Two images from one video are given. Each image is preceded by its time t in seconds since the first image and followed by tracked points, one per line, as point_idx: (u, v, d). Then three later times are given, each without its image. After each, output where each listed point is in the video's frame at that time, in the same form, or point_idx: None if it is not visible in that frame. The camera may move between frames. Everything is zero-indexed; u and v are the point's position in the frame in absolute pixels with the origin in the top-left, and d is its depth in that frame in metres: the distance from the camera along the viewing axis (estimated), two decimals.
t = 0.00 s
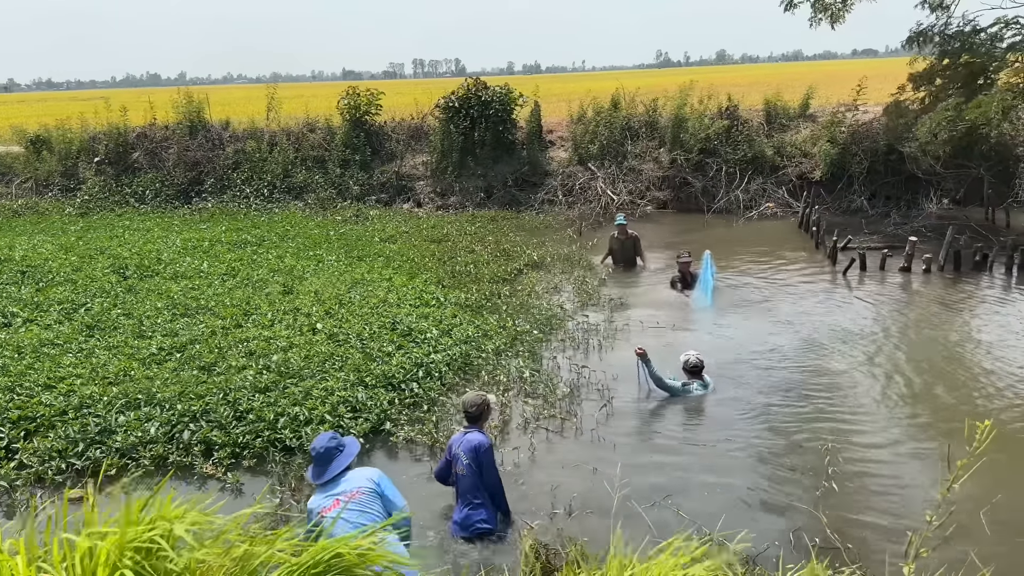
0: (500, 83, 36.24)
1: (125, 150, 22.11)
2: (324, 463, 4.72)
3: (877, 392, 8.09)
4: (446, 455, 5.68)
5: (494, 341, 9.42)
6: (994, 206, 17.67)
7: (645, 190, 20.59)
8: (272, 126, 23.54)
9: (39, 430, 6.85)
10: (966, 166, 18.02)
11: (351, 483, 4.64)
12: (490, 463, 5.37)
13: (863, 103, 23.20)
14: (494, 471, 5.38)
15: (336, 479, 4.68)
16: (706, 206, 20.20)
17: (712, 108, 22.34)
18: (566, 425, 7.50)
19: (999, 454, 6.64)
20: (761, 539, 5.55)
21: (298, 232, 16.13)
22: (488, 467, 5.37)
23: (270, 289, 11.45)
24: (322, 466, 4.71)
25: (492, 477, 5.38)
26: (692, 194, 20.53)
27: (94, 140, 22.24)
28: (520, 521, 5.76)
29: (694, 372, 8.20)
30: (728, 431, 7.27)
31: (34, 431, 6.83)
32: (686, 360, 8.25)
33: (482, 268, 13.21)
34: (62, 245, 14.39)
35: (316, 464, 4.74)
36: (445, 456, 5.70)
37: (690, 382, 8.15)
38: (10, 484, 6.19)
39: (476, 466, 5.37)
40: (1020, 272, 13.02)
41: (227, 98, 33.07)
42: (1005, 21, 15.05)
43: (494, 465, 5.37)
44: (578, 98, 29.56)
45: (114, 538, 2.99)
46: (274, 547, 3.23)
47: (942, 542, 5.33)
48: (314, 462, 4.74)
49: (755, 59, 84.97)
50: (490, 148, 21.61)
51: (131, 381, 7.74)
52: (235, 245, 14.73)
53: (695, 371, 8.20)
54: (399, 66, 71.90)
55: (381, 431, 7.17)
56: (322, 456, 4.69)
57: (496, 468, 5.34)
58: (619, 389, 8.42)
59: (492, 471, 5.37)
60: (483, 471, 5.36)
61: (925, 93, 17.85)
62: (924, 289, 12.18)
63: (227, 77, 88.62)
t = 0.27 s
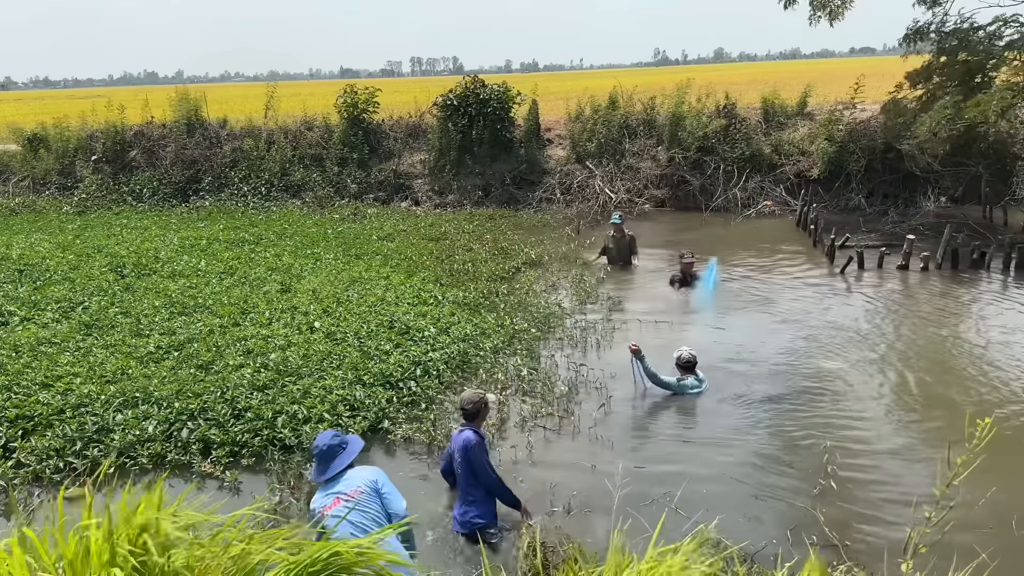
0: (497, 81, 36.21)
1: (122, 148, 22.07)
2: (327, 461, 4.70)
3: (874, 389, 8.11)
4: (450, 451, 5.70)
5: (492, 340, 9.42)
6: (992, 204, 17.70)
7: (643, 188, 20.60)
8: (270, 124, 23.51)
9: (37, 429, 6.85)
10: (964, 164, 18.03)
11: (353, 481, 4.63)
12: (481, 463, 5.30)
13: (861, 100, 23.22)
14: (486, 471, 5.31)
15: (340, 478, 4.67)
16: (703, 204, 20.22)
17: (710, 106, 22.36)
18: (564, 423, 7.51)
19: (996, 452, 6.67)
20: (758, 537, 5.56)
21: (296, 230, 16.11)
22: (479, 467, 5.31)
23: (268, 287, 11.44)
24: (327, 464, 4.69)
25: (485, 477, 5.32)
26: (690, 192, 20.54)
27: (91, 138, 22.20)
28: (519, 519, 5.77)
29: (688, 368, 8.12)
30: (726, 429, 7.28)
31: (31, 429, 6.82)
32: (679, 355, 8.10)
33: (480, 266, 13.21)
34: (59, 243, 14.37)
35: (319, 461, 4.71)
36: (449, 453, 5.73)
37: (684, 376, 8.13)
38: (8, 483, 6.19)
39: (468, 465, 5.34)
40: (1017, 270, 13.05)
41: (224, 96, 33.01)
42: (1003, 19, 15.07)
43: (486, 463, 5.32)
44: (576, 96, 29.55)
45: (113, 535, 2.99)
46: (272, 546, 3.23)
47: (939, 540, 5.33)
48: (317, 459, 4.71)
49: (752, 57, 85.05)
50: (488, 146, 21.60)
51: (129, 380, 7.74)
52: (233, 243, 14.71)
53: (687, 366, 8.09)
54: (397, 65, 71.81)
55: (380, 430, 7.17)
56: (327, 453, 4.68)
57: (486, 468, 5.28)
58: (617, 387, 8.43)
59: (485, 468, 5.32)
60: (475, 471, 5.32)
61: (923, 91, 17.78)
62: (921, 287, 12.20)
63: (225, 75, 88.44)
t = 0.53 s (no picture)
0: (496, 80, 36.20)
1: (121, 146, 22.04)
2: (329, 456, 4.68)
3: (872, 388, 8.12)
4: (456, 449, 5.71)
5: (491, 339, 9.42)
6: (991, 203, 17.73)
7: (642, 187, 20.60)
8: (268, 123, 23.48)
9: (36, 428, 6.84)
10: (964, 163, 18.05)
11: (359, 479, 4.62)
12: (470, 464, 5.28)
13: (859, 100, 23.24)
14: (477, 472, 5.28)
15: (345, 475, 4.67)
16: (702, 203, 20.22)
17: (709, 106, 22.36)
18: (563, 422, 7.51)
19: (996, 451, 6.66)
20: (757, 536, 5.56)
21: (295, 229, 16.10)
22: (468, 468, 5.29)
23: (266, 286, 11.43)
24: (329, 459, 4.67)
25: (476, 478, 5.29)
26: (689, 191, 20.54)
27: (90, 137, 22.17)
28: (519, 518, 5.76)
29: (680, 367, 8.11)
30: (725, 428, 7.28)
31: (31, 428, 6.81)
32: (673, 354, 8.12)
33: (479, 265, 13.20)
34: (58, 242, 14.34)
35: (323, 455, 4.69)
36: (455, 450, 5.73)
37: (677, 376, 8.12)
38: (7, 482, 6.17)
39: (461, 465, 5.34)
40: (1016, 270, 13.06)
41: (223, 95, 32.97)
42: (1003, 19, 15.10)
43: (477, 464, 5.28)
44: (575, 95, 29.55)
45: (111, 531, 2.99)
46: (272, 545, 3.22)
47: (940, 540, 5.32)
48: (321, 452, 4.69)
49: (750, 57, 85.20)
50: (487, 145, 21.59)
51: (127, 379, 7.73)
52: (232, 242, 14.70)
53: (680, 365, 8.08)
54: (396, 63, 71.75)
55: (379, 428, 7.17)
56: (332, 448, 4.67)
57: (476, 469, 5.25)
58: (615, 386, 8.43)
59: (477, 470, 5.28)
60: (467, 472, 5.31)
61: (922, 90, 17.76)
62: (920, 287, 12.21)
63: (223, 74, 88.30)
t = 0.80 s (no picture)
0: (496, 79, 36.20)
1: (121, 145, 22.04)
2: (331, 454, 4.69)
3: (872, 389, 8.13)
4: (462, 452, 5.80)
5: (491, 338, 9.43)
6: (991, 204, 17.73)
7: (642, 187, 20.60)
8: (268, 122, 23.47)
9: (36, 427, 6.84)
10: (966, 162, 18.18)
11: (363, 479, 4.64)
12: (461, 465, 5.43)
13: (859, 99, 23.24)
14: (468, 472, 5.40)
15: (349, 473, 4.70)
16: (702, 203, 20.23)
17: (709, 105, 22.37)
18: (562, 421, 7.51)
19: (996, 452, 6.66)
20: (757, 536, 5.57)
21: (295, 228, 16.11)
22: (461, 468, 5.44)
23: (266, 285, 11.44)
24: (332, 456, 4.68)
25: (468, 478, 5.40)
26: (689, 191, 20.55)
27: (90, 136, 22.17)
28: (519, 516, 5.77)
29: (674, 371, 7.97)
30: (725, 428, 7.28)
31: (30, 427, 6.81)
32: (666, 357, 7.98)
33: (479, 265, 13.21)
34: (58, 241, 14.35)
35: (326, 451, 4.69)
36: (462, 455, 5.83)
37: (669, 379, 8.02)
38: (7, 481, 6.17)
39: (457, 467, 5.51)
40: (1016, 270, 13.07)
41: (223, 94, 32.96)
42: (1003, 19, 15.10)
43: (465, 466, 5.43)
44: (575, 95, 29.56)
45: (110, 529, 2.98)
46: (272, 544, 3.22)
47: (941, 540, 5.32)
48: (325, 448, 4.69)
49: (750, 57, 85.18)
50: (487, 144, 21.59)
51: (128, 378, 7.73)
52: (232, 241, 14.71)
53: (674, 369, 7.95)
54: (396, 63, 71.77)
55: (379, 428, 7.17)
56: (336, 446, 4.67)
57: (466, 469, 5.40)
58: (615, 386, 8.43)
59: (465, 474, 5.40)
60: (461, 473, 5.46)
61: (922, 90, 17.76)
62: (920, 287, 12.21)
63: (223, 74, 88.29)
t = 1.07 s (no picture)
0: (497, 79, 36.20)
1: (121, 145, 22.05)
2: (329, 454, 4.64)
3: (873, 389, 8.13)
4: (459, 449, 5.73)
5: (492, 338, 9.43)
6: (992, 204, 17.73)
7: (643, 187, 20.59)
8: (269, 122, 23.47)
9: (37, 426, 6.84)
10: (968, 163, 18.23)
11: (364, 477, 4.65)
12: (476, 471, 5.33)
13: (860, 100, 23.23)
14: (484, 478, 5.33)
15: (349, 472, 4.68)
16: (703, 203, 20.23)
17: (710, 105, 22.36)
18: (563, 422, 7.51)
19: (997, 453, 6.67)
20: (757, 536, 5.57)
21: (296, 228, 16.12)
22: (474, 474, 5.34)
23: (267, 285, 11.44)
24: (330, 457, 4.63)
25: (484, 483, 5.34)
26: (690, 191, 20.55)
27: (91, 135, 22.19)
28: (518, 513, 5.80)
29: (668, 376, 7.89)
30: (726, 428, 7.28)
31: (32, 427, 6.82)
32: (659, 362, 7.89)
33: (480, 265, 13.21)
34: (59, 241, 14.35)
35: (323, 452, 4.64)
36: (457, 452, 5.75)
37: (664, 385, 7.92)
38: (7, 480, 6.17)
39: (466, 471, 5.39)
40: (1017, 271, 13.07)
41: (224, 94, 32.97)
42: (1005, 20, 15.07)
43: (480, 471, 5.32)
44: (575, 95, 29.56)
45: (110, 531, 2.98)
46: (271, 545, 3.23)
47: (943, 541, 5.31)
48: (323, 449, 4.64)
49: (751, 57, 85.16)
50: (488, 144, 21.58)
51: (128, 378, 7.73)
52: (233, 241, 14.73)
53: (668, 374, 7.87)
54: (397, 63, 71.79)
55: (379, 428, 7.17)
56: (334, 446, 4.62)
57: (483, 476, 5.32)
58: (616, 386, 8.43)
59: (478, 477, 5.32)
60: (473, 478, 5.37)
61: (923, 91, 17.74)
62: (921, 287, 12.21)
63: (223, 73, 88.26)
